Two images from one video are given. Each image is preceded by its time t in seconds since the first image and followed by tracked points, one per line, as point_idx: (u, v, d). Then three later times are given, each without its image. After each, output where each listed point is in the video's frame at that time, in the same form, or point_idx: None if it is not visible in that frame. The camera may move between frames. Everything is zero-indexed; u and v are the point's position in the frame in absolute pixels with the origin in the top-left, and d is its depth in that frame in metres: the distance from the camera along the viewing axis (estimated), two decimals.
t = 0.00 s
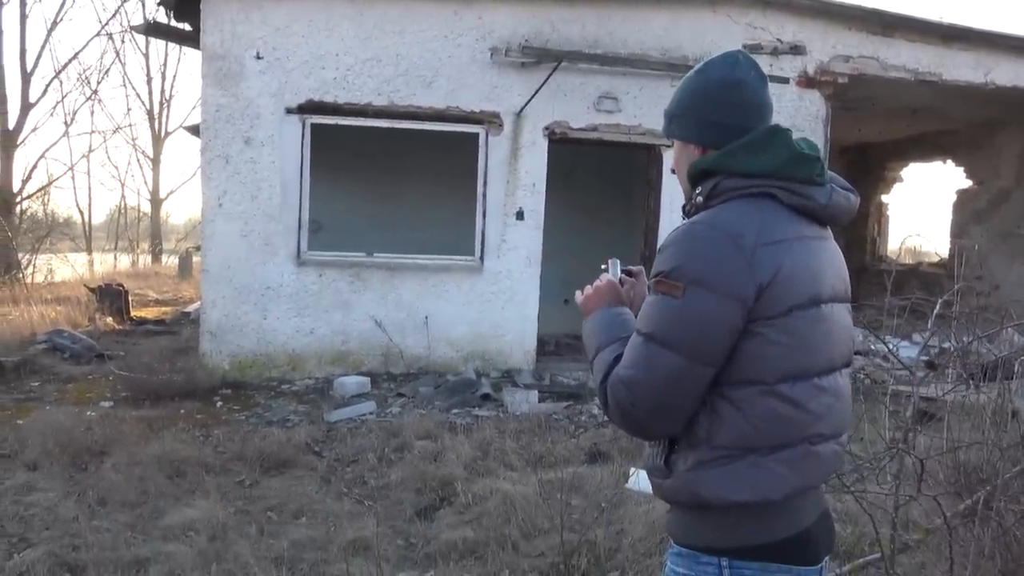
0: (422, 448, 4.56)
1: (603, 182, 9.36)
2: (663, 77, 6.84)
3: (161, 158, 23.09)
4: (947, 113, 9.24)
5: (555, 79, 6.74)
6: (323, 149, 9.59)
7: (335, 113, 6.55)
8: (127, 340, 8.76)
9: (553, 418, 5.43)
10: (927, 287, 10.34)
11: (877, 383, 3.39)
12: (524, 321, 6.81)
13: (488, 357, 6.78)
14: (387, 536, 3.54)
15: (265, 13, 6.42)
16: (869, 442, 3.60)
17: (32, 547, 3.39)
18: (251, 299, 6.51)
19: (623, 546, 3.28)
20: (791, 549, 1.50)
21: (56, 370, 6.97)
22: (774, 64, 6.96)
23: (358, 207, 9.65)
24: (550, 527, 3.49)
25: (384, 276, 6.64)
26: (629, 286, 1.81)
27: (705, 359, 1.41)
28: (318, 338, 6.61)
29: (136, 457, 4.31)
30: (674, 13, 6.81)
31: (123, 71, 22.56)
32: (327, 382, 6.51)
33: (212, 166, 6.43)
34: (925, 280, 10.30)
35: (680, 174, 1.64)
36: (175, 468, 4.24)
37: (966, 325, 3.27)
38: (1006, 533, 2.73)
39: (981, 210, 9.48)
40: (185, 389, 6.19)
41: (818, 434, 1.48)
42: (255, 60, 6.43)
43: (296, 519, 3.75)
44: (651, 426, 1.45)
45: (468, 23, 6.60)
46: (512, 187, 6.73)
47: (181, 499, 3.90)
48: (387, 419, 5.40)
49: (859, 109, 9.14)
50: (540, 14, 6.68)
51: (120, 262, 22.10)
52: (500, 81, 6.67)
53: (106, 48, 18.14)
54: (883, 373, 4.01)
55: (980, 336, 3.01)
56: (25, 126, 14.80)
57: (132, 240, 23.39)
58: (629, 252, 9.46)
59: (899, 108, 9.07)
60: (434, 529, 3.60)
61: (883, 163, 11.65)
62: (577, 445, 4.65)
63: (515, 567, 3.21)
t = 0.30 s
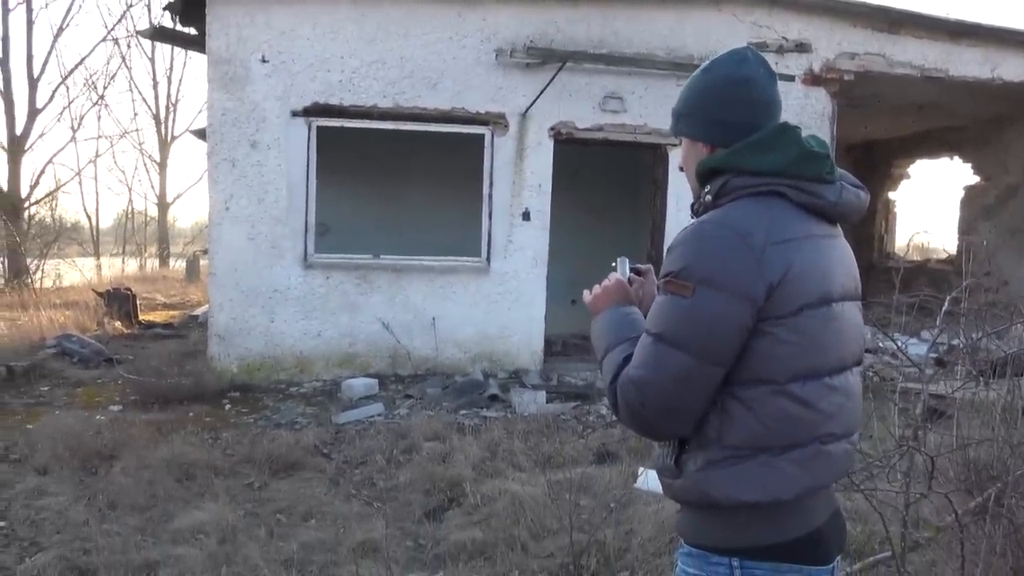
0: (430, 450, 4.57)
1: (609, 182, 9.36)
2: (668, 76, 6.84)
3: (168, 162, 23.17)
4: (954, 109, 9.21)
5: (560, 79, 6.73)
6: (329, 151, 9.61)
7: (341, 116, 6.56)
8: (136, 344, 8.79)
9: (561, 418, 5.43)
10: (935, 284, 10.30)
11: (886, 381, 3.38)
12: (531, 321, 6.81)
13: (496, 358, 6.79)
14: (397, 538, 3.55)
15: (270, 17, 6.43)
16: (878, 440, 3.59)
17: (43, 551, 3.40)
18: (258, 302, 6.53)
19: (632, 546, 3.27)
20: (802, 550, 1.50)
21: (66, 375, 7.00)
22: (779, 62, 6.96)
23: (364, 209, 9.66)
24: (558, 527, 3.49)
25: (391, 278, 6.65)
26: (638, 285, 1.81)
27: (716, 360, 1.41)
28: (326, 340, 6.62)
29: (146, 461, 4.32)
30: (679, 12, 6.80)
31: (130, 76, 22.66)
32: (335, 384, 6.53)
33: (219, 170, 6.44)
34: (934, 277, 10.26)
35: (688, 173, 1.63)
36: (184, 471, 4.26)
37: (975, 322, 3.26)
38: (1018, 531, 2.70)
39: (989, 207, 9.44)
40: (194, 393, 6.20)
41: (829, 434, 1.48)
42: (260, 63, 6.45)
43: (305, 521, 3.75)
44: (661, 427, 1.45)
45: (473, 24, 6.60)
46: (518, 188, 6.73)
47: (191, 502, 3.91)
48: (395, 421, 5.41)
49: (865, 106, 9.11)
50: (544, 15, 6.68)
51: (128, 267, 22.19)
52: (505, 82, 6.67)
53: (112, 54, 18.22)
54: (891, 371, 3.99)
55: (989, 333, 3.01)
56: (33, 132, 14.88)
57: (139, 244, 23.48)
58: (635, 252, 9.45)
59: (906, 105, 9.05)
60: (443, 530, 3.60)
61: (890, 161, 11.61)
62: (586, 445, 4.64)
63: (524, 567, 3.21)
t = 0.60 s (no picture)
0: (435, 451, 4.57)
1: (613, 182, 9.36)
2: (672, 76, 6.84)
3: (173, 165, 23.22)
4: (958, 108, 9.19)
5: (563, 80, 6.74)
6: (333, 154, 9.63)
7: (345, 117, 6.57)
8: (141, 346, 8.82)
9: (565, 419, 5.43)
10: (940, 283, 10.28)
11: (891, 381, 3.37)
12: (536, 322, 6.81)
13: (500, 359, 6.79)
14: (402, 539, 3.55)
15: (274, 19, 6.44)
16: (884, 440, 3.59)
17: (50, 553, 3.42)
18: (263, 304, 6.54)
19: (637, 546, 3.27)
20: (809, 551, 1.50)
21: (72, 377, 7.03)
22: (783, 62, 6.96)
23: (369, 211, 9.68)
24: (564, 528, 3.49)
25: (396, 279, 6.66)
26: (642, 285, 1.81)
27: (721, 360, 1.40)
28: (331, 342, 6.63)
29: (152, 463, 4.33)
30: (682, 12, 6.80)
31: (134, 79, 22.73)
32: (340, 385, 6.54)
33: (223, 171, 6.45)
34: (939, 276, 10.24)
35: (694, 171, 1.64)
36: (190, 473, 4.27)
37: (981, 322, 3.25)
38: None
39: (995, 206, 9.42)
40: (200, 395, 6.22)
41: (836, 435, 1.47)
42: (265, 66, 6.46)
43: (310, 522, 3.76)
44: (666, 428, 1.45)
45: (476, 26, 6.60)
46: (522, 189, 6.74)
47: (197, 503, 3.92)
48: (400, 422, 5.42)
49: (869, 105, 9.10)
50: (548, 16, 6.69)
51: (133, 269, 22.24)
52: (508, 83, 6.68)
53: (117, 57, 18.28)
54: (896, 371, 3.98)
55: (995, 332, 3.00)
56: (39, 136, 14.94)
57: (145, 247, 23.55)
58: (640, 253, 9.45)
59: (910, 104, 9.03)
60: (448, 531, 3.60)
61: (894, 160, 11.59)
62: (591, 446, 4.64)
63: (530, 568, 3.21)
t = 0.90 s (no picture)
0: (437, 453, 4.57)
1: (612, 182, 9.36)
2: (669, 75, 6.84)
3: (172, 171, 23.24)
4: (956, 103, 9.19)
5: (561, 81, 6.75)
6: (332, 157, 9.64)
7: (343, 121, 6.57)
8: (143, 352, 8.83)
9: (567, 419, 5.44)
10: (940, 279, 10.28)
11: (892, 377, 3.38)
12: (537, 323, 6.82)
13: (502, 360, 6.79)
14: (405, 541, 3.55)
15: (271, 24, 6.45)
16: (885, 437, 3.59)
17: (53, 560, 3.42)
18: (264, 309, 6.55)
19: (639, 546, 3.28)
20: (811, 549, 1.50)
21: (74, 384, 7.03)
22: (781, 59, 6.96)
23: (369, 214, 9.68)
24: (566, 528, 3.50)
25: (396, 282, 6.66)
26: (642, 284, 1.81)
27: (720, 358, 1.41)
28: (332, 345, 6.63)
29: (155, 468, 4.33)
30: (679, 11, 6.81)
31: (133, 85, 22.78)
32: (342, 389, 6.54)
33: (222, 176, 6.46)
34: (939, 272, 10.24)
35: (693, 169, 1.64)
36: (192, 478, 4.27)
37: (981, 316, 3.25)
38: None
39: (994, 200, 9.41)
40: (201, 400, 6.23)
41: (836, 432, 1.47)
42: (262, 70, 6.47)
43: (313, 526, 3.76)
44: (666, 427, 1.46)
45: (473, 28, 6.61)
46: (521, 189, 6.74)
47: (200, 508, 3.92)
48: (402, 424, 5.42)
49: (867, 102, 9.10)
50: (545, 17, 6.69)
51: (134, 275, 22.24)
52: (506, 84, 6.68)
53: (115, 64, 18.31)
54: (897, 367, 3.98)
55: (994, 326, 3.01)
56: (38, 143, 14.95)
57: (145, 252, 23.59)
58: (640, 252, 9.45)
59: (909, 99, 9.03)
60: (451, 533, 3.60)
61: (894, 156, 11.59)
62: (593, 446, 4.64)
63: (533, 568, 3.22)
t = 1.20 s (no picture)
0: (438, 455, 4.58)
1: (612, 183, 9.37)
2: (669, 76, 6.85)
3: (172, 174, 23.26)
4: (955, 103, 9.20)
5: (560, 82, 6.76)
6: (332, 160, 9.64)
7: (342, 123, 6.58)
8: (144, 355, 8.84)
9: (568, 420, 5.45)
10: (940, 279, 10.28)
11: (891, 377, 3.38)
12: (537, 324, 6.82)
13: (502, 362, 6.80)
14: (406, 543, 3.55)
15: (270, 27, 6.47)
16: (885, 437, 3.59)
17: (55, 563, 3.43)
18: (264, 311, 6.56)
19: (640, 547, 3.28)
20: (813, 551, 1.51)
21: (75, 387, 7.04)
22: (780, 60, 6.97)
23: (369, 216, 9.69)
24: (567, 530, 3.51)
25: (397, 284, 6.67)
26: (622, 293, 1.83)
27: (720, 360, 1.41)
28: (332, 347, 6.64)
29: (156, 471, 4.34)
30: (677, 13, 6.82)
31: (133, 89, 22.81)
32: (342, 391, 6.55)
33: (222, 179, 6.47)
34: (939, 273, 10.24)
35: (691, 171, 1.64)
36: (193, 480, 4.28)
37: (980, 316, 3.26)
38: None
39: (993, 201, 9.42)
40: (202, 402, 6.24)
41: (836, 433, 1.48)
42: (262, 74, 6.48)
43: (314, 528, 3.76)
44: (667, 429, 1.46)
45: (473, 30, 6.62)
46: (521, 191, 6.75)
47: (201, 511, 3.93)
48: (403, 426, 5.43)
49: (867, 103, 9.11)
50: (544, 19, 6.71)
51: (134, 278, 22.26)
52: (505, 86, 6.69)
53: (115, 67, 18.34)
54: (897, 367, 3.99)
55: (994, 326, 3.01)
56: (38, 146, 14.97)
57: (146, 256, 23.61)
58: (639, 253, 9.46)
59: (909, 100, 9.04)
60: (452, 534, 3.61)
61: (893, 157, 11.60)
62: (593, 447, 4.65)
63: (533, 570, 3.23)
